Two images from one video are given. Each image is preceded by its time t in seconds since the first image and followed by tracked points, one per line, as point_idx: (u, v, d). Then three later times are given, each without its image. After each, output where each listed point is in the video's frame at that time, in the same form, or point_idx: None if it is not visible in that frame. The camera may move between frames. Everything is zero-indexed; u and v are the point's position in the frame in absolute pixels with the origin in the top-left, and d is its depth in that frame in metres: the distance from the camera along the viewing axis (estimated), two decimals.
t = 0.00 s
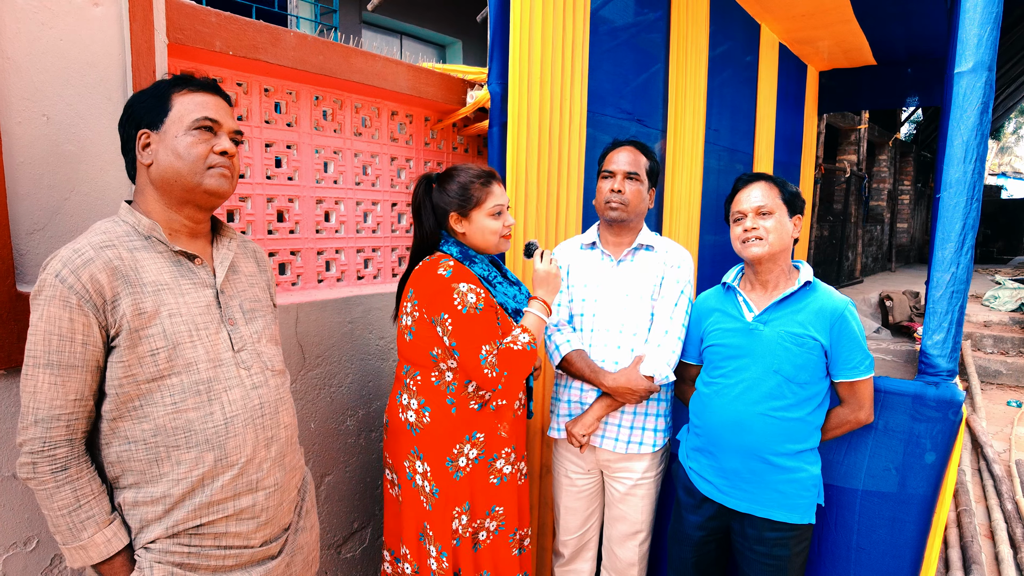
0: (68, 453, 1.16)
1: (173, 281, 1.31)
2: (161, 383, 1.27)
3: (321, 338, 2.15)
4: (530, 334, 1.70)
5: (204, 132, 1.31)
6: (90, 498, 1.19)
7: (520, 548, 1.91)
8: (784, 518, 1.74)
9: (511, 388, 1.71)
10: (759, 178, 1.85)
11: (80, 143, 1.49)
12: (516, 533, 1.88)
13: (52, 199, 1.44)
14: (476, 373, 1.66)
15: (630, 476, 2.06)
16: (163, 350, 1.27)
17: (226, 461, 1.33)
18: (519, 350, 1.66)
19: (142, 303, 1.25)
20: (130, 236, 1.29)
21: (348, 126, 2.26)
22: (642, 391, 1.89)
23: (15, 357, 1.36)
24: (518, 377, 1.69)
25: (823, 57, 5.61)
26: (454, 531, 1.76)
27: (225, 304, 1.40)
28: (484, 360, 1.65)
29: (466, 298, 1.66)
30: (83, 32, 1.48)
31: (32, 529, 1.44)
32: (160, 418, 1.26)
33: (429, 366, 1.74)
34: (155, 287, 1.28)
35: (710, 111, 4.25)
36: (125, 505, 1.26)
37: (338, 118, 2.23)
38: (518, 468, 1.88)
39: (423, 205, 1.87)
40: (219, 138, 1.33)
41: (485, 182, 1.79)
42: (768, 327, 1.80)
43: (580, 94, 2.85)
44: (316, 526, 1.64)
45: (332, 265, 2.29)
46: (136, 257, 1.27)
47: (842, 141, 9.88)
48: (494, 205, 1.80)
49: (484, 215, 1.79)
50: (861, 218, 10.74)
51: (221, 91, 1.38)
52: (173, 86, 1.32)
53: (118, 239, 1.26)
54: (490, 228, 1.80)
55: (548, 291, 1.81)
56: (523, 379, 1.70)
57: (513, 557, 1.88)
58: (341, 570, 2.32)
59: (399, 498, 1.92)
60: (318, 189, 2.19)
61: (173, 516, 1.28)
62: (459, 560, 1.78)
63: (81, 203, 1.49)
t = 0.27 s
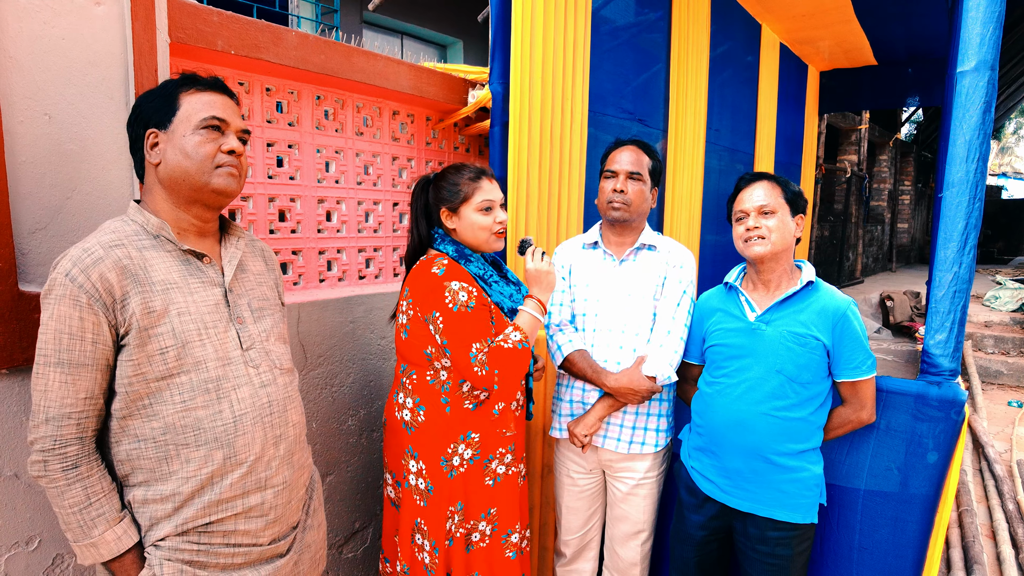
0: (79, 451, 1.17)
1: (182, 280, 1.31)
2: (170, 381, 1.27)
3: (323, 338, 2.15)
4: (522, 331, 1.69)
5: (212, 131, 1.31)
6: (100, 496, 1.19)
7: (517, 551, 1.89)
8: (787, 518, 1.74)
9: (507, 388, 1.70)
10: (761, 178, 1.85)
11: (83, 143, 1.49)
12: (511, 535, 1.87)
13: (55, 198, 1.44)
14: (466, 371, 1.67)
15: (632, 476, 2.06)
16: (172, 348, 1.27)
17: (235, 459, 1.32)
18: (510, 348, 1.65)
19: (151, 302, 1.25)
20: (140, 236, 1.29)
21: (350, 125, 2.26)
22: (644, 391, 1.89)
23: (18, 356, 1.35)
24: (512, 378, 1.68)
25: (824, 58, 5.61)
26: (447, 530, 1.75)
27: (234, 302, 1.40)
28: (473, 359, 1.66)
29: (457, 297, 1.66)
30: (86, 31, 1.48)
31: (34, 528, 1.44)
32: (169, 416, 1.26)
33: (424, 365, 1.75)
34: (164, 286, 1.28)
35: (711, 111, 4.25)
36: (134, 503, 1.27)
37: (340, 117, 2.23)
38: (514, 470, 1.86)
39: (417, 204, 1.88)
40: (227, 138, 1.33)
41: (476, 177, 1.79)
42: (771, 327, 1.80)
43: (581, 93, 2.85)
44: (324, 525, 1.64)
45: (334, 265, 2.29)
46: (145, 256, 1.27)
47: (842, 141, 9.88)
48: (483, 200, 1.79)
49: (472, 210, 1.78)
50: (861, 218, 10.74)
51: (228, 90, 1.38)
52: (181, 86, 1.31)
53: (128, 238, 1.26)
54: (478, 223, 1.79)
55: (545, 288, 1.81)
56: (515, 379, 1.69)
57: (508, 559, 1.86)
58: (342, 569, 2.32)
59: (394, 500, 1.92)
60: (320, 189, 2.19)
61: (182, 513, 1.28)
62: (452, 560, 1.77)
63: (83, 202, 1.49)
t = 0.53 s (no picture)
0: (82, 448, 1.16)
1: (186, 279, 1.31)
2: (173, 379, 1.27)
3: (324, 338, 2.15)
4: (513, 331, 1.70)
5: (217, 132, 1.30)
6: (103, 493, 1.18)
7: (508, 554, 1.85)
8: (788, 518, 1.74)
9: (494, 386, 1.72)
10: (762, 176, 1.85)
11: (82, 142, 1.49)
12: (502, 537, 1.83)
13: (54, 198, 1.44)
14: (454, 369, 1.67)
15: (632, 476, 2.06)
16: (176, 347, 1.27)
17: (237, 458, 1.32)
18: (499, 346, 1.67)
19: (155, 301, 1.25)
20: (144, 235, 1.29)
21: (350, 125, 2.26)
22: (644, 392, 1.89)
23: (17, 356, 1.35)
24: (499, 377, 1.70)
25: (824, 58, 5.61)
26: (436, 530, 1.75)
27: (236, 302, 1.40)
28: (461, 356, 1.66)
29: (444, 295, 1.66)
30: (85, 30, 1.48)
31: (33, 528, 1.44)
32: (172, 414, 1.26)
33: (414, 365, 1.76)
34: (168, 285, 1.28)
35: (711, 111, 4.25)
36: (137, 501, 1.26)
37: (340, 117, 2.22)
38: (505, 471, 1.83)
39: (413, 206, 1.88)
40: (232, 138, 1.33)
41: (475, 177, 1.80)
42: (771, 326, 1.80)
43: (581, 93, 2.85)
44: (325, 524, 1.63)
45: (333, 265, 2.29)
46: (149, 255, 1.27)
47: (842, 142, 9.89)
48: (484, 200, 1.79)
49: (474, 210, 1.78)
50: (862, 218, 10.74)
51: (233, 91, 1.38)
52: (186, 87, 1.31)
53: (132, 237, 1.26)
54: (480, 223, 1.79)
55: (536, 287, 1.81)
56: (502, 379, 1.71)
57: (498, 562, 1.82)
58: (342, 569, 2.32)
59: (387, 498, 1.93)
60: (320, 188, 2.19)
61: (184, 511, 1.27)
62: (440, 560, 1.76)
63: (82, 202, 1.49)
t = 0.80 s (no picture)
0: (84, 445, 1.16)
1: (187, 278, 1.31)
2: (174, 377, 1.27)
3: (324, 337, 2.14)
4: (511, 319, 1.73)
5: (218, 133, 1.31)
6: (104, 489, 1.18)
7: (504, 551, 1.86)
8: (789, 518, 1.74)
9: (495, 372, 1.75)
10: (762, 176, 1.85)
11: (82, 142, 1.49)
12: (498, 535, 1.84)
13: (54, 198, 1.44)
14: (456, 360, 1.68)
15: (632, 476, 2.06)
16: (177, 345, 1.27)
17: (237, 455, 1.32)
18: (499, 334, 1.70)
19: (156, 299, 1.25)
20: (146, 234, 1.29)
21: (350, 125, 2.25)
22: (644, 391, 1.89)
23: (17, 356, 1.35)
24: (502, 362, 1.74)
25: (824, 57, 5.61)
26: (434, 528, 1.75)
27: (237, 300, 1.40)
28: (465, 347, 1.69)
29: (440, 292, 1.68)
30: (85, 30, 1.48)
31: (33, 528, 1.44)
32: (173, 411, 1.26)
33: (411, 363, 1.75)
34: (169, 284, 1.28)
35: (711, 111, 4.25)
36: (138, 498, 1.26)
37: (340, 117, 2.22)
38: (503, 469, 1.83)
39: (402, 208, 1.88)
40: (233, 139, 1.33)
41: (465, 173, 1.81)
42: (771, 327, 1.80)
43: (581, 93, 2.84)
44: (325, 523, 1.63)
45: (333, 265, 2.29)
46: (150, 254, 1.27)
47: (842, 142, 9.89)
48: (477, 194, 1.80)
49: (467, 204, 1.78)
50: (862, 218, 10.74)
51: (234, 91, 1.38)
52: (188, 88, 1.31)
53: (134, 236, 1.26)
54: (475, 217, 1.79)
55: (531, 275, 1.84)
56: (502, 367, 1.76)
57: (494, 560, 1.83)
58: (342, 569, 2.32)
59: (386, 496, 1.92)
60: (320, 188, 2.19)
61: (185, 508, 1.27)
62: (439, 557, 1.76)
63: (82, 202, 1.49)
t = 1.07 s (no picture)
0: (87, 442, 1.17)
1: (188, 277, 1.32)
2: (175, 375, 1.27)
3: (325, 338, 2.15)
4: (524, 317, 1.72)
5: (217, 133, 1.31)
6: (106, 486, 1.19)
7: (505, 549, 1.87)
8: (789, 518, 1.74)
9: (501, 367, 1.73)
10: (763, 177, 1.85)
11: (84, 143, 1.49)
12: (500, 533, 1.85)
13: (56, 199, 1.44)
14: (462, 355, 1.67)
15: (631, 476, 2.06)
16: (178, 343, 1.27)
17: (238, 453, 1.33)
18: (509, 332, 1.68)
19: (158, 298, 1.26)
20: (148, 234, 1.29)
21: (351, 126, 2.26)
22: (642, 391, 1.89)
23: (19, 357, 1.35)
24: (507, 359, 1.71)
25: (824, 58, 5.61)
26: (439, 527, 1.74)
27: (238, 300, 1.40)
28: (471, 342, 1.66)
29: (443, 289, 1.67)
30: (87, 31, 1.48)
31: (35, 529, 1.44)
32: (174, 410, 1.27)
33: (414, 363, 1.75)
34: (171, 283, 1.28)
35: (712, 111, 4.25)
36: (140, 495, 1.27)
37: (340, 118, 2.23)
38: (505, 468, 1.85)
39: (402, 207, 1.88)
40: (232, 140, 1.33)
41: (463, 174, 1.81)
42: (772, 327, 1.80)
43: (582, 93, 2.85)
44: (325, 522, 1.63)
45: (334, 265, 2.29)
46: (152, 254, 1.27)
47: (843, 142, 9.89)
48: (475, 195, 1.80)
49: (465, 205, 1.79)
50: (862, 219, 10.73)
51: (233, 92, 1.38)
52: (187, 90, 1.31)
53: (136, 236, 1.27)
54: (473, 218, 1.79)
55: (549, 275, 1.84)
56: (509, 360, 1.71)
57: (496, 558, 1.84)
58: (343, 569, 2.32)
59: (389, 497, 1.92)
60: (321, 189, 2.19)
61: (186, 505, 1.27)
62: (443, 556, 1.76)
63: (83, 203, 1.49)
